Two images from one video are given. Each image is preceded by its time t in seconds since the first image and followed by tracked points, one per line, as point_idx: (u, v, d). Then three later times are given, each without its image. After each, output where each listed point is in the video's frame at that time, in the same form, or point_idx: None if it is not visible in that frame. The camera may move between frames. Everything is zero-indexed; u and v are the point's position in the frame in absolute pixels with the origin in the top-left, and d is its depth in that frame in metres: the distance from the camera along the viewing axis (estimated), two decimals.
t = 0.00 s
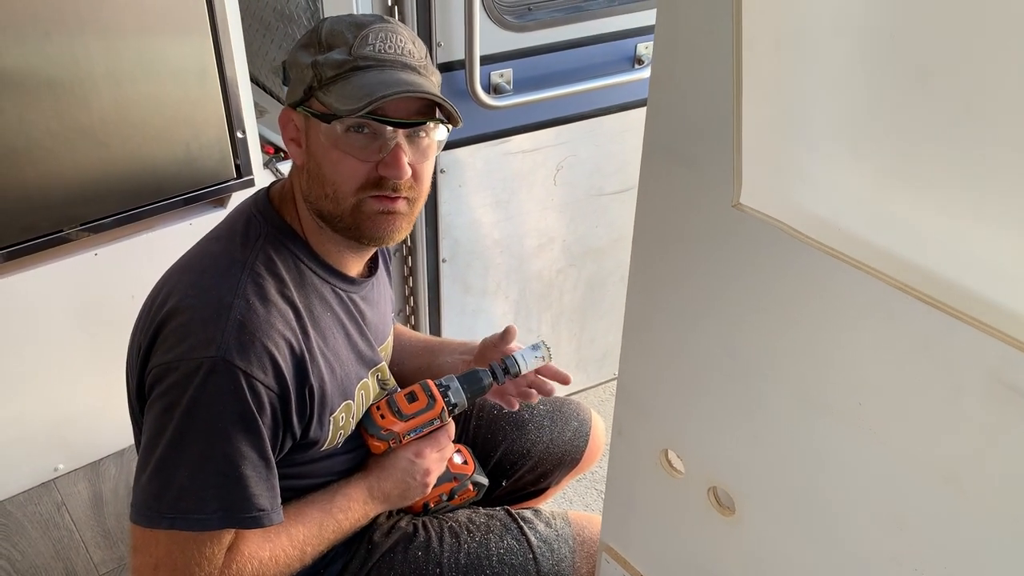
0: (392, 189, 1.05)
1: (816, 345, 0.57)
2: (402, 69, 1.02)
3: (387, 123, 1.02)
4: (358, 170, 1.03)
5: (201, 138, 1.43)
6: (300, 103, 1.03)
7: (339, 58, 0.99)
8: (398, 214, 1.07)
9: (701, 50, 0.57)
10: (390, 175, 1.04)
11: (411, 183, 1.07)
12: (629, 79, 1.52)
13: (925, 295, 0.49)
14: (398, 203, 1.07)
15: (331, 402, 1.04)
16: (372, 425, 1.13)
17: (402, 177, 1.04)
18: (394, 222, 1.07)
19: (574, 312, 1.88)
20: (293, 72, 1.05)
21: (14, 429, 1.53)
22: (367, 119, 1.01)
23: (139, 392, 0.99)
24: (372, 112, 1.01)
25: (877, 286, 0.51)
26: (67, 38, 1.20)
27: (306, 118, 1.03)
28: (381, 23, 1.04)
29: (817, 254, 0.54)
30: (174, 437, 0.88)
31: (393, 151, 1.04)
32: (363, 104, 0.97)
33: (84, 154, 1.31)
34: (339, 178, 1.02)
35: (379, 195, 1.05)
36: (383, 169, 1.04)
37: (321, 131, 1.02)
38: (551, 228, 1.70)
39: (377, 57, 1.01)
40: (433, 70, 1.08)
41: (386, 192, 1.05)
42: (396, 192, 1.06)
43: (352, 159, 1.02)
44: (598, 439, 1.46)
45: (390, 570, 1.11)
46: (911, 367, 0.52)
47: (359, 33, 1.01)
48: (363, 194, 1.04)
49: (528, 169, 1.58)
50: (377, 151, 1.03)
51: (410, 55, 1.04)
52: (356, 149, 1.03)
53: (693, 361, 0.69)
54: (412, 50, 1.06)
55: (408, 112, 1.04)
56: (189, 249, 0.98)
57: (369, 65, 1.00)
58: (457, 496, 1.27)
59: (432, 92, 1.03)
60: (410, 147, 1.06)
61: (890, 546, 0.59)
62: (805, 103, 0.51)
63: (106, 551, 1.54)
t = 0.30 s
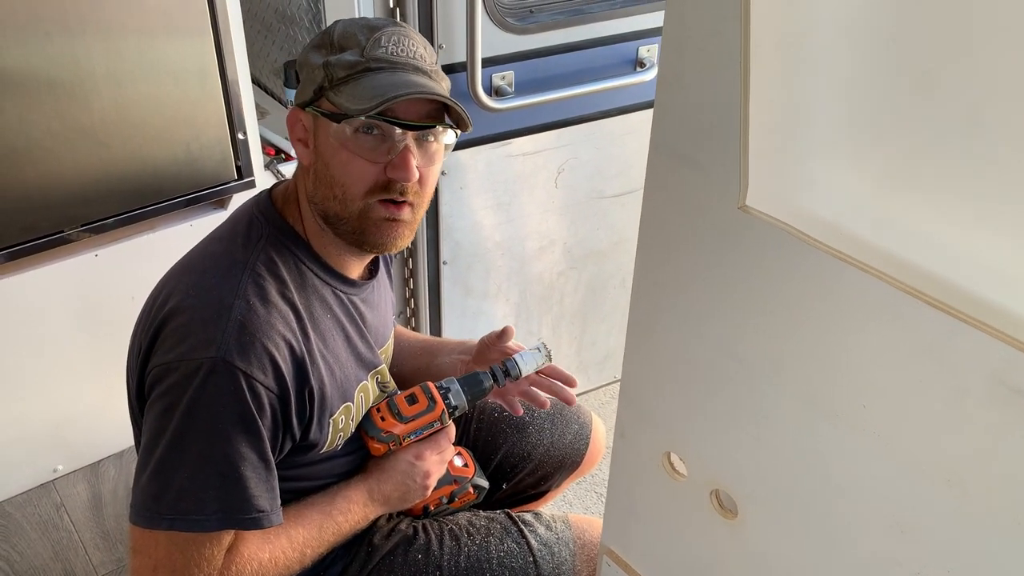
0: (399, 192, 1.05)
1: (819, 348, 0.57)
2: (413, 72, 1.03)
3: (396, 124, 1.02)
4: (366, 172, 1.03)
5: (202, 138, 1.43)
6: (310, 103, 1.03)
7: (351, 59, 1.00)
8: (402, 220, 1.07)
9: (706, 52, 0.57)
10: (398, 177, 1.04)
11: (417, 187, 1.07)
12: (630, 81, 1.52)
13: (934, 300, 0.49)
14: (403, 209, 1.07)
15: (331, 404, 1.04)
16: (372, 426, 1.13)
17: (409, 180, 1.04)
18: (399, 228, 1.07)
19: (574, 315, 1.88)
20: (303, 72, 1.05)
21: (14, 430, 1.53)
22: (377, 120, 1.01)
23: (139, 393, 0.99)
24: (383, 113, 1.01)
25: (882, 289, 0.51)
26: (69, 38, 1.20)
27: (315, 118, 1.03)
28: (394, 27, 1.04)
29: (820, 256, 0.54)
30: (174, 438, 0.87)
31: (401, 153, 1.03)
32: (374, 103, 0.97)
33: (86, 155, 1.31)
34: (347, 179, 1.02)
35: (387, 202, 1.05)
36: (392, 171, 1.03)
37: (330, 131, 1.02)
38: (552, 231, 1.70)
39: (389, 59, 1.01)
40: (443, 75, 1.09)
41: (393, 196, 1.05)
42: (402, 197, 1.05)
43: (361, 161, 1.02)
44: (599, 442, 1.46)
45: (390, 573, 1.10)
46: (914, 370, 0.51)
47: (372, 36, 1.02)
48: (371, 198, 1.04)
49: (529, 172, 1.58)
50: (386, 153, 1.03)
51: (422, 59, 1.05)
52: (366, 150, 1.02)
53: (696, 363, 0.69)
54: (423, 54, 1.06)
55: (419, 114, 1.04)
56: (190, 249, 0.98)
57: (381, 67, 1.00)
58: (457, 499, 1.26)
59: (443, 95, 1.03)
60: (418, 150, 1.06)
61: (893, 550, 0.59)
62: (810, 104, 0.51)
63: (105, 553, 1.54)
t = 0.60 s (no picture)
0: (402, 192, 1.05)
1: (819, 351, 0.57)
2: (418, 72, 1.03)
3: (401, 124, 1.03)
4: (370, 171, 1.03)
5: (205, 138, 1.43)
6: (315, 102, 1.03)
7: (357, 58, 1.00)
8: (406, 218, 1.08)
9: (707, 55, 0.57)
10: (402, 176, 1.04)
11: (420, 187, 1.07)
12: (631, 83, 1.52)
13: (931, 302, 0.49)
14: (406, 207, 1.07)
15: (332, 403, 1.04)
16: (374, 427, 1.13)
17: (413, 179, 1.05)
18: (402, 227, 1.07)
19: (575, 316, 1.88)
20: (309, 71, 1.05)
21: (15, 428, 1.53)
22: (382, 119, 1.01)
23: (141, 391, 0.99)
24: (388, 113, 1.01)
25: (881, 293, 0.51)
26: (73, 37, 1.20)
27: (320, 117, 1.04)
28: (401, 28, 1.05)
29: (819, 259, 0.54)
30: (175, 436, 0.88)
31: (405, 153, 1.04)
32: (379, 102, 0.98)
33: (88, 154, 1.31)
34: (350, 178, 1.03)
35: (390, 199, 1.05)
36: (395, 170, 1.04)
37: (335, 131, 1.02)
38: (553, 232, 1.71)
39: (395, 59, 1.01)
40: (448, 77, 1.09)
41: (396, 195, 1.06)
42: (405, 196, 1.06)
43: (365, 160, 1.03)
44: (599, 443, 1.46)
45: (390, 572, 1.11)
46: (912, 372, 0.52)
47: (378, 36, 1.02)
48: (373, 196, 1.04)
49: (530, 173, 1.58)
50: (390, 152, 1.03)
51: (428, 60, 1.05)
52: (370, 150, 1.03)
53: (696, 365, 0.69)
54: (429, 55, 1.06)
55: (424, 114, 1.05)
56: (192, 249, 0.98)
57: (387, 67, 1.00)
58: (457, 499, 1.26)
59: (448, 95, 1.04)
60: (422, 151, 1.06)
61: (891, 552, 0.59)
62: (811, 108, 0.51)
63: (106, 551, 1.54)
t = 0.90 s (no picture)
0: (405, 191, 1.06)
1: (819, 350, 0.58)
2: (421, 73, 1.03)
3: (404, 124, 1.03)
4: (372, 171, 1.04)
5: (208, 137, 1.44)
6: (318, 102, 1.03)
7: (360, 58, 1.00)
8: (408, 217, 1.08)
9: (709, 55, 0.57)
10: (404, 177, 1.05)
11: (422, 186, 1.07)
12: (635, 83, 1.52)
13: (941, 306, 0.49)
14: (409, 206, 1.07)
15: (334, 402, 1.04)
16: (378, 425, 1.13)
17: (415, 180, 1.05)
18: (404, 226, 1.07)
19: (577, 316, 1.89)
20: (311, 71, 1.05)
21: (18, 425, 1.54)
22: (385, 120, 1.02)
23: (143, 389, 0.99)
24: (391, 113, 1.02)
25: (884, 294, 0.51)
26: (77, 35, 1.21)
27: (323, 117, 1.04)
28: (403, 28, 1.05)
29: (821, 259, 0.54)
30: (178, 436, 0.88)
31: (408, 153, 1.04)
32: (381, 103, 0.98)
33: (92, 152, 1.32)
34: (352, 178, 1.03)
35: (392, 198, 1.05)
36: (397, 171, 1.04)
37: (338, 131, 1.02)
38: (556, 232, 1.71)
39: (398, 60, 1.01)
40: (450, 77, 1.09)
41: (399, 195, 1.06)
42: (408, 196, 1.06)
43: (367, 160, 1.03)
44: (600, 443, 1.46)
45: (391, 570, 1.11)
46: (914, 373, 0.52)
47: (381, 36, 1.02)
48: (376, 195, 1.04)
49: (533, 172, 1.58)
50: (392, 153, 1.04)
51: (430, 60, 1.05)
52: (372, 149, 1.03)
53: (698, 364, 0.69)
54: (432, 56, 1.06)
55: (426, 114, 1.05)
56: (195, 248, 0.98)
57: (390, 67, 1.01)
58: (458, 498, 1.27)
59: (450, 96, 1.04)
60: (425, 150, 1.06)
61: (891, 552, 0.59)
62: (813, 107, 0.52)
63: (109, 548, 1.54)
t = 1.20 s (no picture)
0: (400, 197, 1.05)
1: (827, 349, 0.57)
2: (421, 78, 1.02)
3: (400, 131, 1.02)
4: (368, 176, 1.03)
5: (215, 135, 1.44)
6: (321, 102, 1.04)
7: (361, 61, 1.00)
8: (406, 219, 1.07)
9: (717, 52, 0.57)
10: (399, 183, 1.03)
11: (420, 192, 1.06)
12: (641, 82, 1.52)
13: (943, 302, 0.49)
14: (407, 210, 1.06)
15: (340, 400, 1.04)
16: (381, 421, 1.13)
17: (410, 187, 1.04)
18: (403, 226, 1.07)
19: (583, 315, 1.88)
20: (318, 70, 1.05)
21: (24, 421, 1.54)
22: (380, 127, 1.01)
23: (150, 386, 0.99)
24: (387, 120, 1.01)
25: (890, 292, 0.51)
26: (85, 33, 1.21)
27: (325, 117, 1.04)
28: (408, 30, 1.04)
29: (828, 257, 0.54)
30: (184, 433, 0.88)
31: (403, 159, 1.03)
32: (374, 110, 0.98)
33: (100, 150, 1.32)
34: (350, 181, 1.02)
35: (390, 202, 1.05)
36: (393, 177, 1.03)
37: (337, 134, 1.02)
38: (561, 230, 1.71)
39: (398, 64, 1.01)
40: (456, 81, 1.08)
41: (395, 200, 1.05)
42: (404, 202, 1.05)
43: (363, 164, 1.02)
44: (606, 442, 1.46)
45: (396, 568, 1.11)
46: (922, 372, 0.51)
47: (384, 38, 1.02)
48: (373, 199, 1.04)
49: (538, 171, 1.58)
50: (388, 158, 1.02)
51: (433, 65, 1.04)
52: (369, 154, 1.02)
53: (704, 362, 0.69)
54: (436, 60, 1.05)
55: (425, 121, 1.03)
56: (202, 245, 0.98)
57: (389, 72, 1.00)
58: (463, 496, 1.26)
59: (447, 104, 1.02)
60: (422, 157, 1.05)
61: (898, 552, 0.59)
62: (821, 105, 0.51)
63: (114, 545, 1.55)
